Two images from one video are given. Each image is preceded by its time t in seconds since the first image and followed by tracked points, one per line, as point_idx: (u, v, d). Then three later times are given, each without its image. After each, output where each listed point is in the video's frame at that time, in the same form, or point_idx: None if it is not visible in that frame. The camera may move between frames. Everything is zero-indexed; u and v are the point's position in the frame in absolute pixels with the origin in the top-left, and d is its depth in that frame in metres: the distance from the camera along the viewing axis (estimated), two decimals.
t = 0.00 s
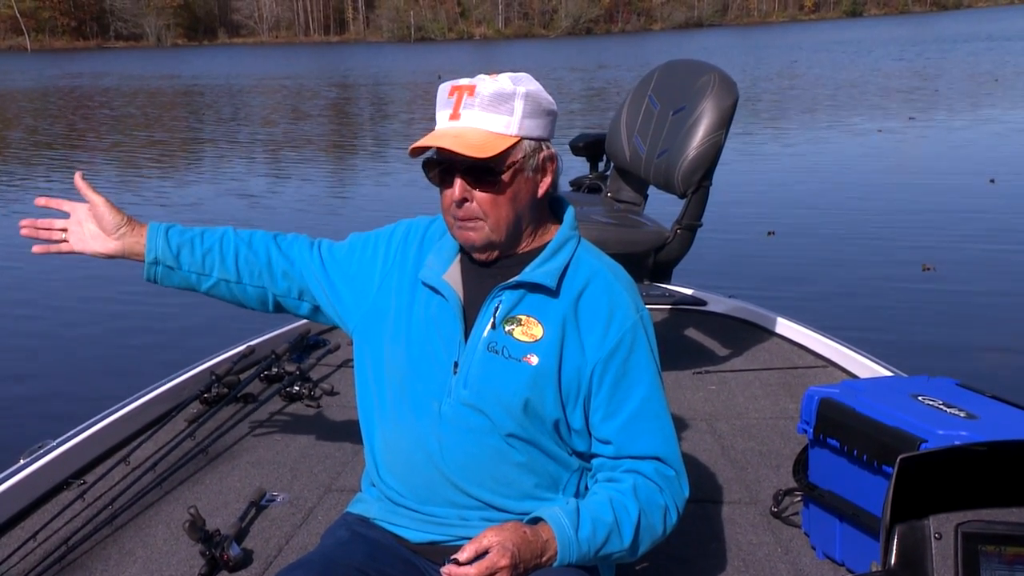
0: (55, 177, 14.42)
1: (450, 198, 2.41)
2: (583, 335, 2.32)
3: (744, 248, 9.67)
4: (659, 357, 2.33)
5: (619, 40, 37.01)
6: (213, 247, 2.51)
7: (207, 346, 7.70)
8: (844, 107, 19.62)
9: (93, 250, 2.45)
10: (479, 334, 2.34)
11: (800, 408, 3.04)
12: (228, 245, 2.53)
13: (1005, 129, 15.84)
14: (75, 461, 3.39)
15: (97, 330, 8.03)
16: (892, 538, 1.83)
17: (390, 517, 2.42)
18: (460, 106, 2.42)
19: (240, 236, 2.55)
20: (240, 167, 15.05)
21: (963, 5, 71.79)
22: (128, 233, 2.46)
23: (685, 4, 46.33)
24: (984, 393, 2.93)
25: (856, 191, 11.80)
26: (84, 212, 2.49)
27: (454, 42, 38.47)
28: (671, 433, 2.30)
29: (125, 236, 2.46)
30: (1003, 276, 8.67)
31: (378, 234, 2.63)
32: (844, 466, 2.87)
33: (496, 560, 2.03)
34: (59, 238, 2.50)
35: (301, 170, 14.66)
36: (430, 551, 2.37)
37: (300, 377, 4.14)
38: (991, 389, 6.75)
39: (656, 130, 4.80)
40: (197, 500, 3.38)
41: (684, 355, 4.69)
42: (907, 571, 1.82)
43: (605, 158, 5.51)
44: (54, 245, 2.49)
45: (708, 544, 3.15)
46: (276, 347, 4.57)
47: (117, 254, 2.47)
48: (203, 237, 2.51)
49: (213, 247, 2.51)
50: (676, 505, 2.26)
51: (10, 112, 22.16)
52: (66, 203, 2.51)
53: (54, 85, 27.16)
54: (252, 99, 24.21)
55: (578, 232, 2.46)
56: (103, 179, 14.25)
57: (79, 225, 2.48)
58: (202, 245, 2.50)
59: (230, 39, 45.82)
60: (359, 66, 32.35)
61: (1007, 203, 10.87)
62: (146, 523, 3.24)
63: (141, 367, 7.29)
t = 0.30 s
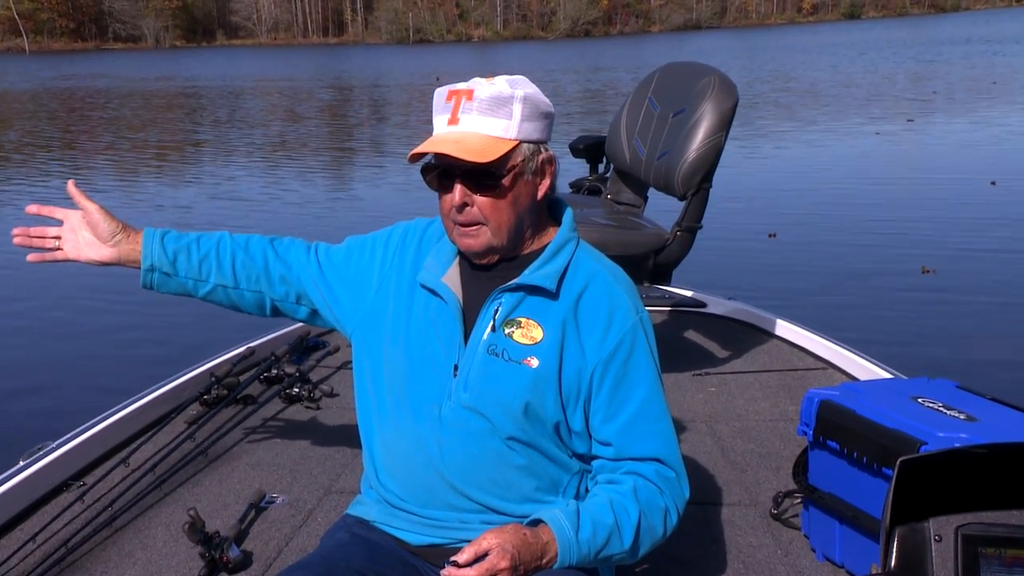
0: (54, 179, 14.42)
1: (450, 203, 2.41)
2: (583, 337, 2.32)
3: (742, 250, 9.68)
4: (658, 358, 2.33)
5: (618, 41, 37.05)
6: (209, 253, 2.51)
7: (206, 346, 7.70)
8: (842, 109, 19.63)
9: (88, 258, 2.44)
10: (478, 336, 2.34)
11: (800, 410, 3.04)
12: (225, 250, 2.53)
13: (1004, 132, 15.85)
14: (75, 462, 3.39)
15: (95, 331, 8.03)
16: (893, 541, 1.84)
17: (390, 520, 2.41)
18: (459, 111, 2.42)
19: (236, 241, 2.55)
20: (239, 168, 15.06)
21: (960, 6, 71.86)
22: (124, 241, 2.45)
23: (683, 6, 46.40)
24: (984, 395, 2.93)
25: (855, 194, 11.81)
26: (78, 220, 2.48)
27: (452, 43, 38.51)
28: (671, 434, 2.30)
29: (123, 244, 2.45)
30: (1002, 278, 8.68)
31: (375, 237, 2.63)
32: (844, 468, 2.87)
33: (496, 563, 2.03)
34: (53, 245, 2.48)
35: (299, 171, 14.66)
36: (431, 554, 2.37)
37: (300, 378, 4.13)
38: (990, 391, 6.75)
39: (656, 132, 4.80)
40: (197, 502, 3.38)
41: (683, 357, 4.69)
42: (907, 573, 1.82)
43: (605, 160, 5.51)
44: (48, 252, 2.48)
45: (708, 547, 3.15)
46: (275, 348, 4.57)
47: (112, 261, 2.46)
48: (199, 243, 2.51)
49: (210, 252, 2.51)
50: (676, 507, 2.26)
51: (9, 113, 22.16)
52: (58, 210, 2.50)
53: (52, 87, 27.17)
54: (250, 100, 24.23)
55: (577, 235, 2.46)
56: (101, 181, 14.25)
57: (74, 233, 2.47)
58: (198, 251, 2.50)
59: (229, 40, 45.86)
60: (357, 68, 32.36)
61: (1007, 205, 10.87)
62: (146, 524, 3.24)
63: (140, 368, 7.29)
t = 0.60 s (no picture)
0: (58, 178, 14.45)
1: (457, 198, 2.40)
2: (586, 335, 2.31)
3: (745, 249, 9.68)
4: (661, 354, 2.33)
5: (621, 40, 37.07)
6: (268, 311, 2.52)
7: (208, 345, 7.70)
8: (845, 109, 19.62)
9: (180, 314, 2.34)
10: (481, 335, 2.34)
11: (805, 410, 3.04)
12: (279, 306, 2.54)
13: (1008, 131, 15.83)
14: (81, 461, 3.39)
15: (97, 331, 8.02)
16: (898, 539, 1.84)
17: (393, 520, 2.41)
18: (464, 106, 2.41)
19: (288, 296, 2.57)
20: (242, 167, 15.07)
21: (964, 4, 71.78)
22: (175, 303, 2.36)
23: (686, 5, 46.43)
24: (989, 395, 2.93)
25: (858, 193, 11.81)
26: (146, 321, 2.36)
27: (455, 42, 38.59)
28: (675, 430, 2.29)
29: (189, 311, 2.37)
30: (1007, 277, 8.67)
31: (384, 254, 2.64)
32: (849, 468, 2.87)
33: (498, 562, 2.03)
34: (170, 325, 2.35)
35: (302, 170, 14.68)
36: (434, 552, 2.37)
37: (304, 378, 4.24)
38: (994, 390, 6.74)
39: (660, 130, 4.79)
40: (201, 501, 3.38)
41: (688, 356, 4.69)
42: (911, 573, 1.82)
43: (609, 159, 5.51)
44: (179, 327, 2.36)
45: (712, 546, 3.15)
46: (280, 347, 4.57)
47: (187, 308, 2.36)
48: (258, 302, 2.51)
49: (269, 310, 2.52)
50: (679, 504, 2.26)
51: (13, 113, 22.20)
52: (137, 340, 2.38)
53: (55, 86, 27.23)
54: (254, 100, 24.26)
55: (578, 232, 2.46)
56: (104, 181, 14.27)
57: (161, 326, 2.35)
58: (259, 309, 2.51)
59: (232, 40, 45.97)
60: (360, 67, 32.42)
61: (1011, 204, 10.86)
62: (150, 522, 3.24)
63: (143, 367, 7.29)
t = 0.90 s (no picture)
0: (56, 177, 14.45)
1: (461, 192, 2.40)
2: (589, 323, 2.32)
3: (743, 249, 9.69)
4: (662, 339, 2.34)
5: (619, 39, 37.10)
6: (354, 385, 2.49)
7: (206, 343, 7.70)
8: (843, 108, 19.65)
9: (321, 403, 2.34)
10: (487, 331, 2.33)
11: (804, 409, 3.04)
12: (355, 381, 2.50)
13: (1006, 131, 15.84)
14: (80, 459, 3.39)
15: (95, 329, 8.03)
16: (896, 539, 1.83)
17: (398, 520, 2.40)
18: (463, 101, 2.39)
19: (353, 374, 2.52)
20: (240, 166, 15.08)
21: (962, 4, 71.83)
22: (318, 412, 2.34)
23: (684, 4, 46.50)
24: (988, 395, 2.93)
25: (856, 192, 11.82)
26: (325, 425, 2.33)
27: (453, 41, 38.64)
28: (679, 411, 2.30)
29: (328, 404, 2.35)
30: (1004, 277, 8.67)
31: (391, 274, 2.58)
32: (848, 467, 2.87)
33: (504, 559, 2.03)
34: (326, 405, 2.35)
35: (300, 169, 14.69)
36: (436, 552, 2.36)
37: (303, 377, 4.23)
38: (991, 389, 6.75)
39: (660, 130, 4.79)
40: (200, 499, 3.38)
41: (687, 355, 4.69)
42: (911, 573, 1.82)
43: (609, 158, 5.51)
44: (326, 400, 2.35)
45: (712, 546, 3.15)
46: (279, 345, 4.57)
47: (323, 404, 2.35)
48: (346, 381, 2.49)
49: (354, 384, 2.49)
50: (682, 489, 2.27)
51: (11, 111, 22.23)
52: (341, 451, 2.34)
53: (53, 84, 27.25)
54: (252, 99, 24.29)
55: (571, 225, 2.46)
56: (102, 179, 14.28)
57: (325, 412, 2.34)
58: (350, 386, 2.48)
59: (230, 38, 46.02)
60: (358, 66, 32.47)
61: (1009, 204, 10.86)
62: (149, 521, 3.24)
63: (141, 365, 7.29)
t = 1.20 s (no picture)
0: (55, 173, 14.44)
1: (464, 192, 2.38)
2: (588, 322, 2.32)
3: (743, 247, 9.68)
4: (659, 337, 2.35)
5: (619, 36, 37.06)
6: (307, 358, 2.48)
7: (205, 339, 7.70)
8: (844, 106, 19.63)
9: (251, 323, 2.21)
10: (487, 332, 2.33)
11: (804, 408, 3.04)
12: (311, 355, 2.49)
13: (1006, 130, 15.84)
14: (81, 454, 3.39)
15: (95, 326, 8.02)
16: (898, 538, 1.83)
17: (397, 518, 2.40)
18: (463, 101, 2.39)
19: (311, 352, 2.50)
20: (239, 162, 15.07)
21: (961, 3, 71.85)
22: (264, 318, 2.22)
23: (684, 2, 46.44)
24: (989, 393, 2.93)
25: (856, 191, 11.81)
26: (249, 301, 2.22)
27: (453, 37, 38.59)
28: (675, 410, 2.32)
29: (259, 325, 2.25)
30: (1005, 275, 8.66)
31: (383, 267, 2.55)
32: (849, 466, 2.87)
33: (506, 556, 2.02)
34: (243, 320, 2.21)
35: (300, 166, 14.68)
36: (436, 549, 2.36)
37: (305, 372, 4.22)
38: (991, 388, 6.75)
39: (662, 128, 4.79)
40: (201, 494, 3.38)
41: (687, 353, 4.69)
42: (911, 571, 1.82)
43: (610, 156, 5.51)
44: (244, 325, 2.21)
45: (712, 543, 3.15)
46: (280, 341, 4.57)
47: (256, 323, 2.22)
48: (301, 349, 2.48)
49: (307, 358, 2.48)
50: (679, 487, 2.29)
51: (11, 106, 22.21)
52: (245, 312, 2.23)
53: (52, 79, 27.20)
54: (252, 94, 24.26)
55: (566, 223, 2.46)
56: (102, 175, 14.27)
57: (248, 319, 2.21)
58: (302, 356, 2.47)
59: (229, 34, 45.94)
60: (357, 62, 32.42)
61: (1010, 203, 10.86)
62: (150, 515, 3.24)
63: (141, 362, 7.29)
